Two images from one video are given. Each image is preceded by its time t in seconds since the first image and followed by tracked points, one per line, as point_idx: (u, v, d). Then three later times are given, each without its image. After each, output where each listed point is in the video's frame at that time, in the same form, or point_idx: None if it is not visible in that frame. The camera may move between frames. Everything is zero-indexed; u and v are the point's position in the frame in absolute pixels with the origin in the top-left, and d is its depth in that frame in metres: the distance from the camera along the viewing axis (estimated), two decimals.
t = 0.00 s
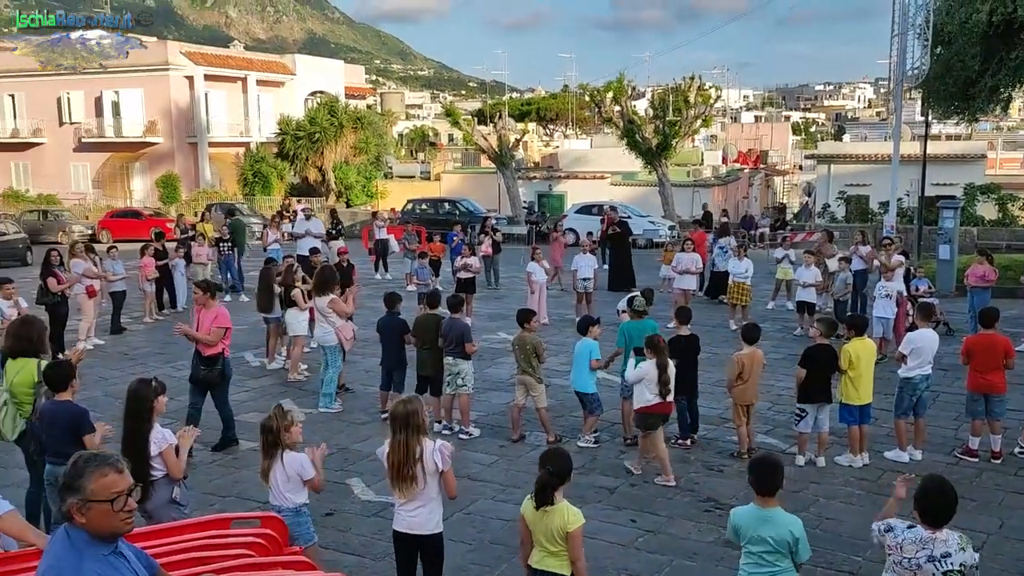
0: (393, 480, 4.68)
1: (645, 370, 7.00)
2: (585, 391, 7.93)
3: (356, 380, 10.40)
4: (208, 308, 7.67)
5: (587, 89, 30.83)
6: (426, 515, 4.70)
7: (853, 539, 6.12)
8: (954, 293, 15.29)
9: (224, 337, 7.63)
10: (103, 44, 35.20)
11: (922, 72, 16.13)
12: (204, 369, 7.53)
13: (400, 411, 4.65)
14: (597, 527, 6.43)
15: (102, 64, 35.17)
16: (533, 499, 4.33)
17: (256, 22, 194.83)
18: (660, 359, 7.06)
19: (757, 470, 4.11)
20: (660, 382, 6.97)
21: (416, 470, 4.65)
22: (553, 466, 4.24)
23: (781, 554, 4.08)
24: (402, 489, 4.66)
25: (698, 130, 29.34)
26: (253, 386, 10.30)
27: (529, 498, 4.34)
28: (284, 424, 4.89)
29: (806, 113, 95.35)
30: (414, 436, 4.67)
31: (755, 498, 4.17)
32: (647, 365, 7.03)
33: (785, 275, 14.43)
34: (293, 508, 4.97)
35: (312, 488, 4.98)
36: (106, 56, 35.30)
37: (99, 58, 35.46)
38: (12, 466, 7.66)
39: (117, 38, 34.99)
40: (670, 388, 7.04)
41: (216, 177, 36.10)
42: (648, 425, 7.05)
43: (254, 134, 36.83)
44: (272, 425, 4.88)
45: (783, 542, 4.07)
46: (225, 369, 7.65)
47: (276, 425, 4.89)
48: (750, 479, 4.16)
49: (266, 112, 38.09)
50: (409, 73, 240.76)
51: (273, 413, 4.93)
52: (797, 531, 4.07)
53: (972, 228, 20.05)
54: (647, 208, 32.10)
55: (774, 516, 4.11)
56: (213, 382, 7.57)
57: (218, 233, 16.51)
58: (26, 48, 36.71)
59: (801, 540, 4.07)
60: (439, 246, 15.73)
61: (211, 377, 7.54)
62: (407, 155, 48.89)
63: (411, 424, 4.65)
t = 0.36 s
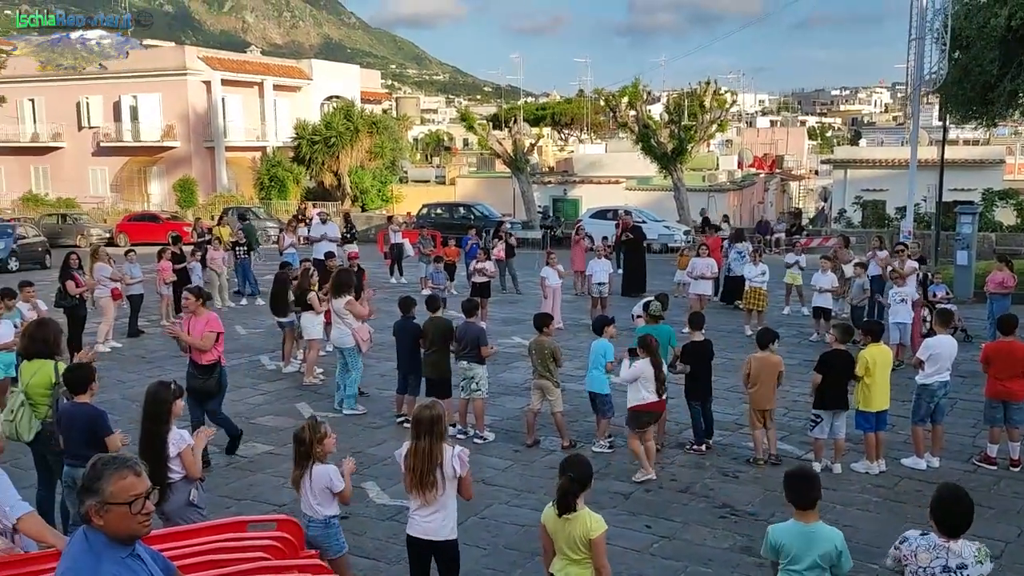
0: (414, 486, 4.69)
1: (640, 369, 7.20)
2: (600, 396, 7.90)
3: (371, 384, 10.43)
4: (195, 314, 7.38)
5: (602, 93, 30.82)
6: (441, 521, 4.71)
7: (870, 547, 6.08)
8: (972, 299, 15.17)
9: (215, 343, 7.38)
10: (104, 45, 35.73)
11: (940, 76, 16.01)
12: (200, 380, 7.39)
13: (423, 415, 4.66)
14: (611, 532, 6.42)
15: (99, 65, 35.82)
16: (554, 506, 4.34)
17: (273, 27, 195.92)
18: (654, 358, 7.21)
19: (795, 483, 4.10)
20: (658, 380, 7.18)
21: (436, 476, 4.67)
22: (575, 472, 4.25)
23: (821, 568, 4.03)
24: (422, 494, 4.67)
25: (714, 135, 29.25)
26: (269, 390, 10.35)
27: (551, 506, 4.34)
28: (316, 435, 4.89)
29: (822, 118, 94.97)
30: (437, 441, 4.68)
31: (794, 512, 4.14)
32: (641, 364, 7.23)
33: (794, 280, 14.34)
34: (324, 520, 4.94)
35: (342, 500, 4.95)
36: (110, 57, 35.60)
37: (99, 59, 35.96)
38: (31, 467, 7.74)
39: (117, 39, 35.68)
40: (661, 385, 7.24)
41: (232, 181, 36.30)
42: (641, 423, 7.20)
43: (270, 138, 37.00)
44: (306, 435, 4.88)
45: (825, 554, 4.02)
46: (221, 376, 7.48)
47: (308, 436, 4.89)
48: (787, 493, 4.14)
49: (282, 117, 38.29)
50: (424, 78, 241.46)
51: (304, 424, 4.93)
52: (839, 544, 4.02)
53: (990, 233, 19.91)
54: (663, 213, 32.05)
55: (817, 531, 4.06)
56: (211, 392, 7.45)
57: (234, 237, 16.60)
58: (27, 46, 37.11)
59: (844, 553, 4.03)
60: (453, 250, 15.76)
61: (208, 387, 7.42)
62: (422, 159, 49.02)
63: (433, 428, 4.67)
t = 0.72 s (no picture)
0: (428, 488, 4.69)
1: (629, 375, 7.11)
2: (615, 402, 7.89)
3: (384, 387, 10.45)
4: (196, 319, 7.42)
5: (616, 97, 30.79)
6: (454, 523, 4.70)
7: (886, 554, 6.03)
8: (989, 305, 15.06)
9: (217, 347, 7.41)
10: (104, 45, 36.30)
11: (957, 81, 15.91)
12: (198, 383, 7.36)
13: (440, 418, 4.66)
14: (625, 537, 6.40)
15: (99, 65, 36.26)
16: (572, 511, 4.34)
17: (288, 31, 196.81)
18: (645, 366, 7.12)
19: (836, 490, 4.05)
20: (647, 389, 7.09)
21: (452, 479, 4.68)
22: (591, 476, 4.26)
23: None
24: (436, 496, 4.67)
25: (728, 139, 29.15)
26: (283, 392, 10.38)
27: (568, 511, 4.34)
28: (345, 439, 4.89)
29: (838, 123, 94.60)
30: (455, 444, 4.69)
31: (831, 520, 4.08)
32: (630, 370, 7.15)
33: (806, 285, 14.28)
34: (350, 525, 4.93)
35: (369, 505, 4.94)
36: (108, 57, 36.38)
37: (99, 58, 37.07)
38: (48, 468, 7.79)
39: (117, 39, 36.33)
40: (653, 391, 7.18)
41: (247, 184, 36.46)
42: (631, 429, 7.17)
43: (285, 141, 37.15)
44: (335, 439, 4.88)
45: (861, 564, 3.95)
46: (218, 381, 7.45)
47: (337, 440, 4.89)
48: (826, 501, 4.08)
49: (297, 120, 38.46)
50: (438, 81, 241.98)
51: (332, 429, 4.93)
52: (876, 555, 3.97)
53: (1007, 239, 19.75)
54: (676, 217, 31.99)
55: (855, 539, 4.00)
56: (210, 394, 7.42)
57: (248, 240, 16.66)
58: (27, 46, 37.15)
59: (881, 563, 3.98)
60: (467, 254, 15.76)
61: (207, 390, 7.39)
62: (436, 163, 49.12)
63: (451, 431, 4.67)
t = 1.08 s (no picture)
0: (444, 489, 4.70)
1: (614, 377, 7.14)
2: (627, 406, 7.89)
3: (398, 389, 10.47)
4: (195, 326, 7.39)
5: (630, 100, 30.80)
6: (470, 526, 4.70)
7: (902, 561, 5.98)
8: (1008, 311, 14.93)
9: (213, 356, 7.44)
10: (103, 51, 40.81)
11: (975, 85, 15.81)
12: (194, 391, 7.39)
13: (457, 421, 4.67)
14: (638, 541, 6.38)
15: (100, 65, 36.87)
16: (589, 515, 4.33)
17: (304, 34, 197.55)
18: (626, 367, 7.09)
19: (831, 491, 4.04)
20: (628, 390, 7.09)
21: (468, 482, 4.68)
22: (608, 479, 4.28)
23: None
24: (451, 499, 4.67)
25: (743, 142, 29.10)
26: (298, 394, 10.42)
27: (584, 515, 4.34)
28: (360, 441, 4.89)
29: (854, 127, 94.25)
30: (471, 448, 4.69)
31: (832, 522, 4.06)
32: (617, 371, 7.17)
33: (827, 289, 14.20)
34: (368, 526, 4.95)
35: (386, 507, 4.95)
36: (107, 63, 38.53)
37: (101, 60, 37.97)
38: (65, 467, 7.84)
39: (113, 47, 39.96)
40: (640, 392, 7.12)
41: (262, 186, 36.61)
42: (627, 429, 7.19)
43: (300, 144, 37.36)
44: (351, 441, 4.89)
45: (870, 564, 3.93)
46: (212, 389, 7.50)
47: (352, 443, 4.90)
48: (824, 504, 4.05)
49: (313, 122, 38.71)
50: (453, 84, 242.43)
51: (348, 430, 4.94)
52: (883, 554, 3.95)
53: None
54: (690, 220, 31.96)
55: (860, 540, 3.97)
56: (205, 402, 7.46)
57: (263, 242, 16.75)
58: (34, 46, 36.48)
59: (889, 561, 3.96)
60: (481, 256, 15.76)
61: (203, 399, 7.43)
62: (450, 166, 49.29)
63: (467, 434, 4.67)
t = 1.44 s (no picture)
0: (458, 491, 4.70)
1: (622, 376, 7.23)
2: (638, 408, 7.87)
3: (411, 390, 10.48)
4: (199, 328, 7.33)
5: (644, 103, 30.74)
6: (483, 527, 4.71)
7: (917, 567, 5.95)
8: None
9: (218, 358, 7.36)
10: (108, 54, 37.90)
11: (993, 89, 15.72)
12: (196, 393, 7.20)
13: (473, 423, 4.68)
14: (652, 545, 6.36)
15: (100, 66, 37.58)
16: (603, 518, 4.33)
17: (318, 36, 198.36)
18: (631, 368, 7.12)
19: (816, 495, 4.16)
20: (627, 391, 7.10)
21: (483, 485, 4.68)
22: (623, 484, 4.27)
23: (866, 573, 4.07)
24: (466, 501, 4.68)
25: (758, 145, 28.99)
26: (311, 394, 10.45)
27: (598, 518, 4.33)
28: (372, 440, 4.90)
29: (869, 130, 93.84)
30: (485, 451, 4.68)
31: (824, 524, 4.18)
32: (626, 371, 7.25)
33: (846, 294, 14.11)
34: (381, 523, 4.97)
35: (400, 504, 4.98)
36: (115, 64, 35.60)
37: (100, 60, 38.83)
38: (81, 465, 7.88)
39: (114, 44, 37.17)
40: (641, 394, 7.10)
41: (277, 187, 36.77)
42: (635, 431, 7.17)
43: (315, 146, 37.51)
44: (362, 440, 4.89)
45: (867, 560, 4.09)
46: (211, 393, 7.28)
47: (363, 442, 4.90)
48: (810, 508, 4.18)
49: (327, 123, 38.82)
50: (466, 86, 242.85)
51: (360, 429, 4.94)
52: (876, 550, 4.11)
53: None
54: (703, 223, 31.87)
55: (853, 539, 4.12)
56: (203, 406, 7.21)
57: (276, 243, 16.80)
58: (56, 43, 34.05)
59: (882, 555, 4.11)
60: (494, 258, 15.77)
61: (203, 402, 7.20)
62: (463, 168, 49.30)
63: (482, 437, 4.67)
